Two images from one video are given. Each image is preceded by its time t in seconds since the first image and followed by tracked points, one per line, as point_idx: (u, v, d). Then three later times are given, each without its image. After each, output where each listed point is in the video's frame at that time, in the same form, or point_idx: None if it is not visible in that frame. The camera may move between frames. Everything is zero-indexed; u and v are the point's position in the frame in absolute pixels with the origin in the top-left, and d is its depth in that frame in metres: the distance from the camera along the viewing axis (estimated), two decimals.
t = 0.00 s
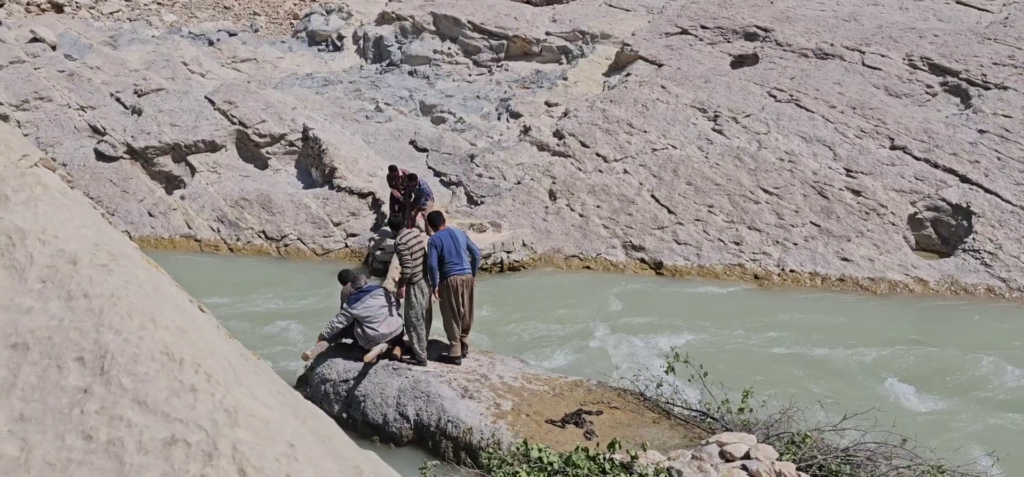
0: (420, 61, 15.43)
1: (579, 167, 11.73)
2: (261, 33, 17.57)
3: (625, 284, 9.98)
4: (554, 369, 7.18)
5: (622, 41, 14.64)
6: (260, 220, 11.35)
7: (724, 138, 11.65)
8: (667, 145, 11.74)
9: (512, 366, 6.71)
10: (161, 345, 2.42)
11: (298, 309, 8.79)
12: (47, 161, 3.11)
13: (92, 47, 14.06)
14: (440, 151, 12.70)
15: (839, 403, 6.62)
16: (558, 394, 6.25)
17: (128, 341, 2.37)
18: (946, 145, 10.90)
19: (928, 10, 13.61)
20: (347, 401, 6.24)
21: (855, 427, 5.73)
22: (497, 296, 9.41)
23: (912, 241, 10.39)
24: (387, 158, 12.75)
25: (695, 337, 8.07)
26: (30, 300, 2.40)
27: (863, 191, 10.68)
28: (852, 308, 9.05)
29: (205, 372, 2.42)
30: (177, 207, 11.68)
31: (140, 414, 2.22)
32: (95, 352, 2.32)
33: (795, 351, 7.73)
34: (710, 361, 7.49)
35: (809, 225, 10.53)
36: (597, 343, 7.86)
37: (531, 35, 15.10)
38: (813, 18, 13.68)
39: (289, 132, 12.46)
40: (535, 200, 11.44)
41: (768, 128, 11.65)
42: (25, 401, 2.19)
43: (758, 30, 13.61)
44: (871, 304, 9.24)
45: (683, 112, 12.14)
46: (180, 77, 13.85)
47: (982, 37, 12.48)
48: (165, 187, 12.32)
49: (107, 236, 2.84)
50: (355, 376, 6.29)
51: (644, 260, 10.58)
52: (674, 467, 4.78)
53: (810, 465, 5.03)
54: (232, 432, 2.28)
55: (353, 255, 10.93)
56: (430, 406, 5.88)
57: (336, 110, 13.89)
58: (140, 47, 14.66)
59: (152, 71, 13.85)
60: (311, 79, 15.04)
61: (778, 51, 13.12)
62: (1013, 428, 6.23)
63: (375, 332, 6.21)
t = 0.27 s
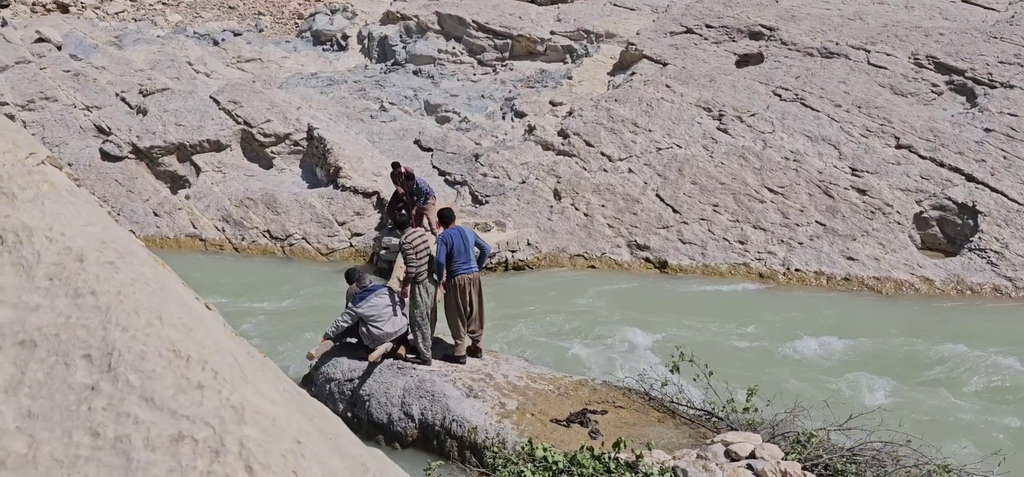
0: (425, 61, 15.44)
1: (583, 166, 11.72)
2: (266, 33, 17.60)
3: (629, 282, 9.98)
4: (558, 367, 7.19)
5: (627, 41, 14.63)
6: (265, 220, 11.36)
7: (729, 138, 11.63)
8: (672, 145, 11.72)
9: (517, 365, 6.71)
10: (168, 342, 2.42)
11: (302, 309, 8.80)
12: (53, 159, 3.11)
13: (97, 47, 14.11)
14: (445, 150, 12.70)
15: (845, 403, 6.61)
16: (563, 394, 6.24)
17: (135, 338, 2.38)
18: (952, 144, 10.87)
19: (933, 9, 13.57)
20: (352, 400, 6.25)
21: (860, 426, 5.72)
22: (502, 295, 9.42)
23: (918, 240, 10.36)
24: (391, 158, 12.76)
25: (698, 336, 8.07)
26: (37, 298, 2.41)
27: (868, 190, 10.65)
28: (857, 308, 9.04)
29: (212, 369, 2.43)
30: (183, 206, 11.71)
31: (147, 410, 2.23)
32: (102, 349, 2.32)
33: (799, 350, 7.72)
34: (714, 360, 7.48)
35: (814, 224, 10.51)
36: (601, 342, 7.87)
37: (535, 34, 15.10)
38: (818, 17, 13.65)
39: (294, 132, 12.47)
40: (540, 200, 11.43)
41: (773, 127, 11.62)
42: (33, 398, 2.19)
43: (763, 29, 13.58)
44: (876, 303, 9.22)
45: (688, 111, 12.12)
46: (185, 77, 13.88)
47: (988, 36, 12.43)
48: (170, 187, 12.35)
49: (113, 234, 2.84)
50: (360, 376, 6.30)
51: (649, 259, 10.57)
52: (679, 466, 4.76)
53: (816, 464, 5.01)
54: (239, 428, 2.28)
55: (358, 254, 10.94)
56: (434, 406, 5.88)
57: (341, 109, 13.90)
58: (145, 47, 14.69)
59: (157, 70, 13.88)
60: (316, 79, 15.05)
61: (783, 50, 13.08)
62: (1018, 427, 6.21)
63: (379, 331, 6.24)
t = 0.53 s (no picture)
0: (427, 60, 15.43)
1: (585, 165, 11.71)
2: (268, 32, 17.60)
3: (632, 281, 9.97)
4: (561, 366, 7.19)
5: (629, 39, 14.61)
6: (267, 219, 11.36)
7: (732, 136, 11.61)
8: (674, 143, 11.71)
9: (519, 364, 6.70)
10: (170, 339, 2.42)
11: (305, 309, 8.77)
12: (56, 158, 3.11)
13: (100, 46, 14.12)
14: (447, 149, 12.68)
15: (848, 402, 6.59)
16: (565, 392, 6.24)
17: (137, 335, 2.38)
18: (955, 142, 10.84)
19: (936, 7, 13.54)
20: (355, 398, 6.25)
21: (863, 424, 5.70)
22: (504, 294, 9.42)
23: (921, 238, 10.33)
24: (393, 157, 12.75)
25: (701, 335, 8.07)
26: (39, 295, 2.41)
27: (871, 188, 10.63)
28: (860, 306, 9.03)
29: (214, 367, 2.42)
30: (185, 206, 11.72)
31: (149, 407, 2.22)
32: (105, 346, 2.32)
33: (803, 349, 7.70)
34: (717, 359, 7.47)
35: (817, 223, 10.49)
36: (604, 340, 7.86)
37: (537, 33, 15.10)
38: (821, 15, 13.63)
39: (297, 131, 12.46)
40: (542, 198, 11.42)
41: (776, 125, 11.60)
42: (35, 396, 2.19)
43: (765, 27, 13.56)
44: (878, 302, 9.21)
45: (690, 110, 12.10)
46: (187, 77, 13.89)
47: (991, 33, 12.40)
48: (173, 186, 12.36)
49: (115, 232, 2.84)
50: (363, 374, 6.30)
51: (651, 258, 10.56)
52: (682, 464, 4.76)
53: (819, 463, 5.00)
54: (241, 425, 2.28)
55: (361, 253, 10.95)
56: (437, 404, 5.88)
57: (343, 108, 13.89)
58: (147, 46, 14.69)
59: (159, 70, 13.90)
60: (318, 78, 15.05)
61: (785, 48, 13.06)
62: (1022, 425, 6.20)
63: (382, 330, 6.23)
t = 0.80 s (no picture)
0: (426, 58, 15.43)
1: (585, 162, 11.70)
2: (267, 31, 17.58)
3: (630, 278, 9.98)
4: (560, 363, 7.20)
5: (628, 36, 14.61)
6: (267, 217, 11.35)
7: (731, 133, 11.60)
8: (674, 140, 11.70)
9: (519, 361, 6.70)
10: (165, 337, 2.41)
11: (303, 308, 8.76)
12: (52, 156, 3.10)
13: (99, 46, 14.10)
14: (446, 147, 12.67)
15: (847, 398, 6.59)
16: (565, 390, 6.24)
17: (132, 333, 2.37)
18: (954, 138, 10.84)
19: (935, 3, 13.55)
20: (355, 396, 6.25)
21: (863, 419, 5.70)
22: (504, 291, 9.42)
23: (920, 235, 10.34)
24: (393, 155, 12.74)
25: (699, 331, 8.08)
26: (34, 294, 2.41)
27: (870, 184, 10.63)
28: (859, 302, 9.03)
29: (209, 364, 2.41)
30: (184, 204, 11.71)
31: (143, 405, 2.22)
32: (99, 344, 2.32)
33: (802, 345, 7.70)
34: (716, 355, 7.47)
35: (816, 219, 10.49)
36: (602, 337, 7.87)
37: (536, 30, 15.09)
38: (820, 11, 13.63)
39: (295, 129, 12.45)
40: (542, 196, 11.41)
41: (775, 121, 11.60)
42: (30, 394, 2.20)
43: (764, 23, 13.56)
44: (877, 298, 9.21)
45: (689, 106, 12.09)
46: (186, 76, 13.88)
47: (990, 29, 12.39)
48: (172, 185, 12.36)
49: (112, 230, 2.83)
50: (362, 372, 6.30)
51: (651, 255, 10.57)
52: (682, 461, 4.76)
53: (819, 459, 5.01)
54: (236, 423, 2.27)
55: (360, 252, 10.95)
56: (437, 402, 5.88)
57: (342, 106, 13.88)
58: (146, 45, 14.67)
59: (158, 69, 13.89)
60: (317, 76, 15.04)
61: (784, 45, 13.04)
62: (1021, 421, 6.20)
63: (382, 328, 6.23)
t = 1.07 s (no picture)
0: (422, 56, 15.40)
1: (581, 160, 11.69)
2: (263, 30, 17.55)
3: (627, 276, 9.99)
4: (557, 361, 7.20)
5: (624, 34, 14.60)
6: (263, 216, 11.33)
7: (727, 130, 11.60)
8: (670, 138, 11.70)
9: (516, 360, 6.70)
10: (155, 340, 2.40)
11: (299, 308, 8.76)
12: (44, 157, 3.09)
13: (94, 46, 14.04)
14: (442, 145, 12.64)
15: (843, 394, 6.60)
16: (562, 388, 6.24)
17: (123, 337, 2.37)
18: (950, 134, 10.85)
19: None
20: (352, 395, 6.25)
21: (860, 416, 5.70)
22: (500, 289, 9.42)
23: (917, 231, 10.35)
24: (389, 153, 12.72)
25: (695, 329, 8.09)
26: (24, 298, 2.41)
27: (867, 181, 10.63)
28: (855, 299, 9.05)
29: (200, 367, 2.40)
30: (180, 204, 11.69)
31: (133, 409, 2.22)
32: (89, 348, 2.32)
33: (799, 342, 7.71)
34: (713, 353, 7.48)
35: (813, 216, 10.49)
36: (599, 335, 7.87)
37: (533, 28, 15.06)
38: (816, 8, 13.64)
39: (292, 128, 12.42)
40: (538, 194, 11.40)
41: (772, 118, 11.59)
42: (21, 399, 2.21)
43: (760, 21, 13.56)
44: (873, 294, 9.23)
45: (686, 104, 12.08)
46: (182, 75, 13.84)
47: (986, 25, 12.40)
48: (169, 184, 12.34)
49: (103, 232, 2.82)
50: (359, 371, 6.30)
51: (648, 253, 10.58)
52: (679, 459, 4.76)
53: (816, 456, 5.00)
54: (226, 426, 2.27)
55: (357, 251, 10.96)
56: (434, 401, 5.87)
57: (338, 105, 13.84)
58: (141, 44, 14.63)
59: (154, 68, 13.85)
60: (313, 75, 15.00)
61: (781, 42, 13.04)
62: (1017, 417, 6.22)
63: (379, 327, 6.23)
